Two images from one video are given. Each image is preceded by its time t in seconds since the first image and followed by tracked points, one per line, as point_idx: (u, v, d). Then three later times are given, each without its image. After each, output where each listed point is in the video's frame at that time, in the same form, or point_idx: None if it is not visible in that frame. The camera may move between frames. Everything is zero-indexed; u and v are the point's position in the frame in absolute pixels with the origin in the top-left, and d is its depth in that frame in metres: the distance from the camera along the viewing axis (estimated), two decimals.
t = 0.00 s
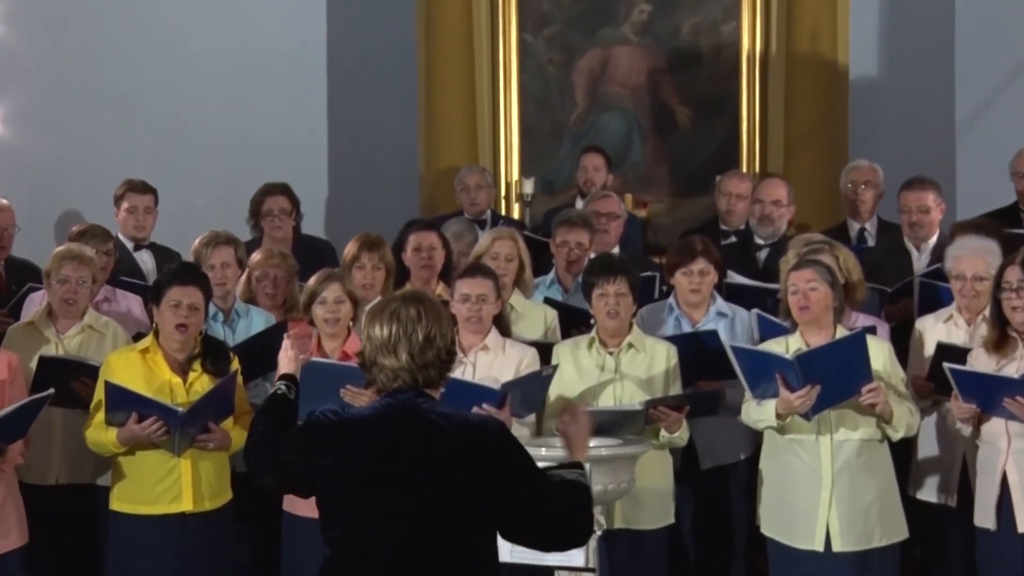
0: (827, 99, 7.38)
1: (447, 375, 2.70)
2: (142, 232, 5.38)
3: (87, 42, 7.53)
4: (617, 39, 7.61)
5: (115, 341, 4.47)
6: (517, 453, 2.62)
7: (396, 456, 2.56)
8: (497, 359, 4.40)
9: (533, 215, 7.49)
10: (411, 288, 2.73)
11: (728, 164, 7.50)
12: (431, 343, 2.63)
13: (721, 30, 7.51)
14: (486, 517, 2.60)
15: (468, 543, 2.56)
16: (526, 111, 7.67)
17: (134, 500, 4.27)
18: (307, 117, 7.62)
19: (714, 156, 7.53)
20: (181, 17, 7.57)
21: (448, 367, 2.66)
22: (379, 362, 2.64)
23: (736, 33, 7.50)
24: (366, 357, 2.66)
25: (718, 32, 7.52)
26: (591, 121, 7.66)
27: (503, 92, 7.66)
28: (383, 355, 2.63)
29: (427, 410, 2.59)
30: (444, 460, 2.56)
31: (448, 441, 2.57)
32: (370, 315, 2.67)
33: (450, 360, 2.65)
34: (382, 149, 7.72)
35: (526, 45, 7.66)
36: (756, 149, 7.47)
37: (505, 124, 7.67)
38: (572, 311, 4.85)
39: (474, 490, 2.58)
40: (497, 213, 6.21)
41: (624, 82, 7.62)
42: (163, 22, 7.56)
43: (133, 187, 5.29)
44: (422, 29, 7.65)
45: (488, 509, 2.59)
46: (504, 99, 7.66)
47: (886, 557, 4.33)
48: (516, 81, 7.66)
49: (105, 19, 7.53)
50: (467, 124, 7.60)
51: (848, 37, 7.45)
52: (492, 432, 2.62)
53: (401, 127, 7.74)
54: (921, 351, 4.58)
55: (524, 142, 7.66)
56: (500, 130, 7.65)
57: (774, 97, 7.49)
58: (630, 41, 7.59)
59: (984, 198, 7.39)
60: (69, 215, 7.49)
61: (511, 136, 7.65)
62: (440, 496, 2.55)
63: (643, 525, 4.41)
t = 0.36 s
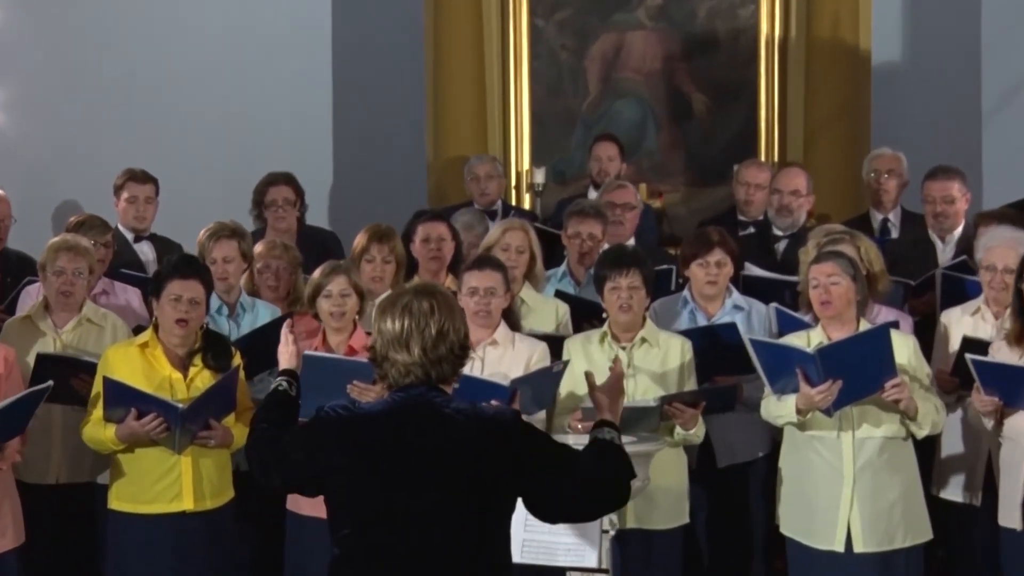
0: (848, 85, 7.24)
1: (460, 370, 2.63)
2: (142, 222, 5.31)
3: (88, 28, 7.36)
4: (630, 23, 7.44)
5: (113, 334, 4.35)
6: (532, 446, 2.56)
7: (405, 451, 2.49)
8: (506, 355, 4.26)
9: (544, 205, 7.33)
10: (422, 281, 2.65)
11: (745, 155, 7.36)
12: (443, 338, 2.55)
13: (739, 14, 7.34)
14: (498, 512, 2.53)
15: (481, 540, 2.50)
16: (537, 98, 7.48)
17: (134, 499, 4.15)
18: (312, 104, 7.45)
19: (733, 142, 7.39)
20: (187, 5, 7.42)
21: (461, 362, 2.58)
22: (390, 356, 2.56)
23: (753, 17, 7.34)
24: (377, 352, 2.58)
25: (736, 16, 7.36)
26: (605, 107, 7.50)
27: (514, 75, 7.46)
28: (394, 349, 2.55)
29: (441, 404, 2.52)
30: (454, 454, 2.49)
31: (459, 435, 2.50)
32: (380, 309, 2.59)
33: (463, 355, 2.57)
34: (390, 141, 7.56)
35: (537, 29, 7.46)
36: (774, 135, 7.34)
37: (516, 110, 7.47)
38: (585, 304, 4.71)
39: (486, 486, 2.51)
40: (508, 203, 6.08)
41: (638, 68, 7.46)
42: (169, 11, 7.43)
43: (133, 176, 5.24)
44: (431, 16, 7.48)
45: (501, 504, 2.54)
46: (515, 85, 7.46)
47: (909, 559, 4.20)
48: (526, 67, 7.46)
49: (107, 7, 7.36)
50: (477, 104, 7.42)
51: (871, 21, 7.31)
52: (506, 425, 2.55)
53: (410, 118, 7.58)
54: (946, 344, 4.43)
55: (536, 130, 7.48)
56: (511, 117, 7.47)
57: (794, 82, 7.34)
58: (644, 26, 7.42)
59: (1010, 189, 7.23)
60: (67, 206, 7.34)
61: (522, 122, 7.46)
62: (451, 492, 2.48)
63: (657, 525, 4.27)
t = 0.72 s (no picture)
0: (874, 69, 7.05)
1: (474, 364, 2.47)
2: (147, 212, 5.21)
3: (95, 15, 7.28)
4: (649, 6, 7.27)
5: (118, 328, 4.24)
6: (550, 450, 2.38)
7: (411, 446, 2.35)
8: (519, 350, 4.14)
9: (560, 193, 7.17)
10: (434, 271, 2.49)
11: (768, 142, 7.16)
12: (457, 331, 2.40)
13: None
14: (507, 517, 2.36)
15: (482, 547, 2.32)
16: (553, 84, 7.31)
17: (137, 497, 4.04)
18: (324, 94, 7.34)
19: (753, 131, 7.19)
20: None
21: (476, 356, 2.42)
22: (401, 351, 2.40)
23: None
24: (387, 347, 2.42)
25: None
26: (623, 93, 7.31)
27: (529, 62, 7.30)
28: (406, 343, 2.39)
29: (451, 399, 2.36)
30: (461, 452, 2.34)
31: (467, 432, 2.35)
32: (390, 302, 2.43)
33: (478, 348, 2.41)
34: (404, 131, 7.42)
35: (554, 13, 7.30)
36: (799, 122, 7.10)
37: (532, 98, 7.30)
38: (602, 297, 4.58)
39: (493, 488, 2.35)
40: (523, 193, 5.96)
41: (657, 52, 7.28)
42: None
43: (137, 165, 5.16)
44: None
45: (509, 510, 2.36)
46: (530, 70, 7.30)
47: (937, 561, 4.05)
48: (541, 53, 7.30)
49: None
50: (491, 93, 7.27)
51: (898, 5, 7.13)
52: (523, 424, 2.38)
53: (425, 107, 7.44)
54: (978, 337, 4.29)
55: (551, 115, 7.31)
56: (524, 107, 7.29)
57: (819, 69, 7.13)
58: (663, 9, 7.26)
59: None
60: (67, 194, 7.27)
61: (538, 113, 7.29)
62: (454, 491, 2.33)
63: (676, 526, 4.12)
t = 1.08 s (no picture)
0: (908, 56, 6.94)
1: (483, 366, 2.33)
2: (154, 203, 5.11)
3: None
4: None
5: (127, 323, 4.13)
6: (561, 452, 2.21)
7: (412, 445, 2.21)
8: (538, 347, 4.01)
9: (581, 185, 6.99)
10: (441, 267, 2.35)
11: (796, 132, 6.99)
12: (466, 331, 2.25)
13: None
14: (512, 524, 2.20)
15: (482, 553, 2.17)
16: (574, 72, 7.15)
17: (145, 498, 3.94)
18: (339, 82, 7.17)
19: (779, 122, 7.02)
20: None
21: (485, 358, 2.28)
22: (407, 351, 2.26)
23: None
24: (393, 346, 2.28)
25: None
26: (645, 81, 7.15)
27: (548, 52, 7.13)
28: (412, 343, 2.25)
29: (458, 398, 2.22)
30: (465, 452, 2.20)
31: (472, 431, 2.20)
32: (396, 299, 2.29)
33: (487, 349, 2.27)
34: (423, 122, 7.29)
35: None
36: (828, 109, 6.97)
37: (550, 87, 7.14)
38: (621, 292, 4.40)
39: (497, 492, 2.19)
40: (542, 184, 5.84)
41: (681, 39, 7.11)
42: None
43: (143, 155, 5.08)
44: None
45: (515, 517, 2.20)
46: (550, 54, 7.14)
47: (970, 564, 3.92)
48: (563, 39, 7.13)
49: None
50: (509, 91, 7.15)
51: None
52: (535, 424, 2.23)
53: (445, 97, 7.30)
54: (1016, 334, 4.14)
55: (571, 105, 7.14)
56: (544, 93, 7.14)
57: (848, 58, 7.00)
58: None
59: None
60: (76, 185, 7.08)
61: (557, 97, 7.13)
62: (456, 494, 2.19)
63: (699, 528, 4.00)
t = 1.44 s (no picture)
0: (939, 38, 6.77)
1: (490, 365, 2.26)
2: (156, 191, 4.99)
3: None
4: None
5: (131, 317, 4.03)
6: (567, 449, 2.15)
7: (417, 443, 2.13)
8: (554, 343, 3.88)
9: (598, 176, 6.82)
10: (444, 260, 2.27)
11: (821, 120, 6.84)
12: (472, 332, 2.18)
13: None
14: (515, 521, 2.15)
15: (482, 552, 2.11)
16: (592, 59, 6.97)
17: (147, 499, 3.83)
18: (352, 71, 7.03)
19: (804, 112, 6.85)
20: None
21: (492, 359, 2.21)
22: (411, 352, 2.19)
23: None
24: (396, 346, 2.20)
25: None
26: (665, 69, 6.98)
27: (563, 41, 6.96)
28: (416, 344, 2.18)
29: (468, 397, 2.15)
30: (470, 453, 2.12)
31: (477, 431, 2.13)
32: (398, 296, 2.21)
33: (493, 349, 2.20)
34: (438, 112, 7.16)
35: None
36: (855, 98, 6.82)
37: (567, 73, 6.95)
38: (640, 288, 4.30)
39: (502, 493, 2.14)
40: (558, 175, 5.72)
41: (702, 25, 6.95)
42: None
43: (143, 143, 4.99)
44: None
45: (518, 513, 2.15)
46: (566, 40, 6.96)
47: (1003, 567, 3.78)
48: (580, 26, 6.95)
49: None
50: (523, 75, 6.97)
51: None
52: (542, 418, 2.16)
53: (460, 87, 7.17)
54: None
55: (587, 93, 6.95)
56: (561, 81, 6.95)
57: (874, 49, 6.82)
58: None
59: None
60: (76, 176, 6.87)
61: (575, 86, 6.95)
62: (457, 494, 2.12)
63: (723, 532, 3.87)
